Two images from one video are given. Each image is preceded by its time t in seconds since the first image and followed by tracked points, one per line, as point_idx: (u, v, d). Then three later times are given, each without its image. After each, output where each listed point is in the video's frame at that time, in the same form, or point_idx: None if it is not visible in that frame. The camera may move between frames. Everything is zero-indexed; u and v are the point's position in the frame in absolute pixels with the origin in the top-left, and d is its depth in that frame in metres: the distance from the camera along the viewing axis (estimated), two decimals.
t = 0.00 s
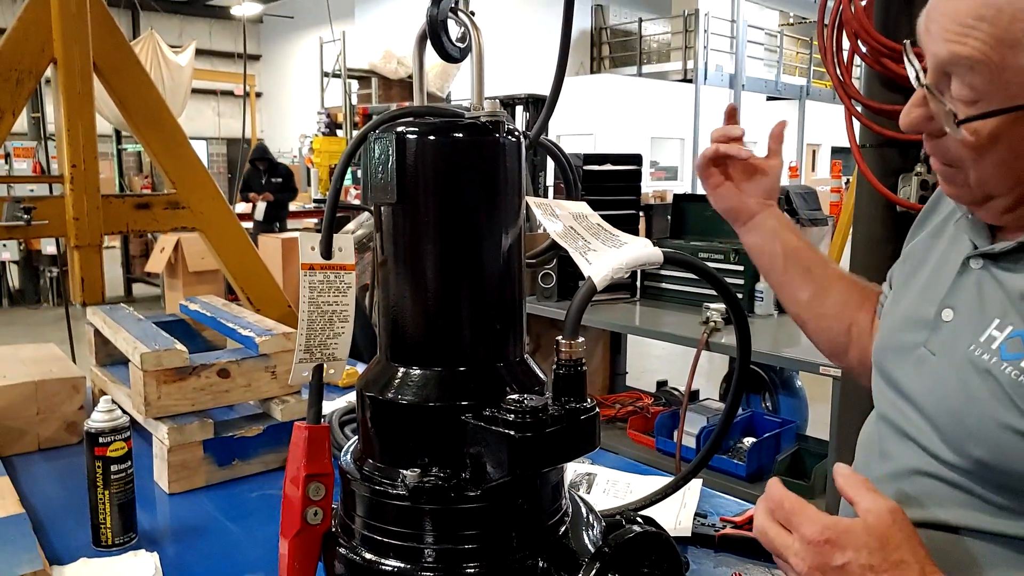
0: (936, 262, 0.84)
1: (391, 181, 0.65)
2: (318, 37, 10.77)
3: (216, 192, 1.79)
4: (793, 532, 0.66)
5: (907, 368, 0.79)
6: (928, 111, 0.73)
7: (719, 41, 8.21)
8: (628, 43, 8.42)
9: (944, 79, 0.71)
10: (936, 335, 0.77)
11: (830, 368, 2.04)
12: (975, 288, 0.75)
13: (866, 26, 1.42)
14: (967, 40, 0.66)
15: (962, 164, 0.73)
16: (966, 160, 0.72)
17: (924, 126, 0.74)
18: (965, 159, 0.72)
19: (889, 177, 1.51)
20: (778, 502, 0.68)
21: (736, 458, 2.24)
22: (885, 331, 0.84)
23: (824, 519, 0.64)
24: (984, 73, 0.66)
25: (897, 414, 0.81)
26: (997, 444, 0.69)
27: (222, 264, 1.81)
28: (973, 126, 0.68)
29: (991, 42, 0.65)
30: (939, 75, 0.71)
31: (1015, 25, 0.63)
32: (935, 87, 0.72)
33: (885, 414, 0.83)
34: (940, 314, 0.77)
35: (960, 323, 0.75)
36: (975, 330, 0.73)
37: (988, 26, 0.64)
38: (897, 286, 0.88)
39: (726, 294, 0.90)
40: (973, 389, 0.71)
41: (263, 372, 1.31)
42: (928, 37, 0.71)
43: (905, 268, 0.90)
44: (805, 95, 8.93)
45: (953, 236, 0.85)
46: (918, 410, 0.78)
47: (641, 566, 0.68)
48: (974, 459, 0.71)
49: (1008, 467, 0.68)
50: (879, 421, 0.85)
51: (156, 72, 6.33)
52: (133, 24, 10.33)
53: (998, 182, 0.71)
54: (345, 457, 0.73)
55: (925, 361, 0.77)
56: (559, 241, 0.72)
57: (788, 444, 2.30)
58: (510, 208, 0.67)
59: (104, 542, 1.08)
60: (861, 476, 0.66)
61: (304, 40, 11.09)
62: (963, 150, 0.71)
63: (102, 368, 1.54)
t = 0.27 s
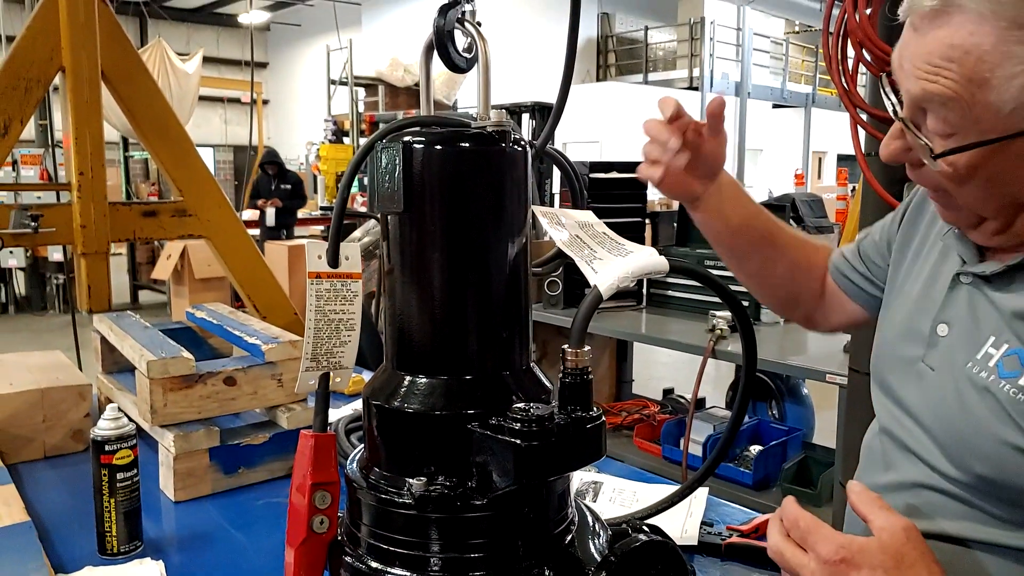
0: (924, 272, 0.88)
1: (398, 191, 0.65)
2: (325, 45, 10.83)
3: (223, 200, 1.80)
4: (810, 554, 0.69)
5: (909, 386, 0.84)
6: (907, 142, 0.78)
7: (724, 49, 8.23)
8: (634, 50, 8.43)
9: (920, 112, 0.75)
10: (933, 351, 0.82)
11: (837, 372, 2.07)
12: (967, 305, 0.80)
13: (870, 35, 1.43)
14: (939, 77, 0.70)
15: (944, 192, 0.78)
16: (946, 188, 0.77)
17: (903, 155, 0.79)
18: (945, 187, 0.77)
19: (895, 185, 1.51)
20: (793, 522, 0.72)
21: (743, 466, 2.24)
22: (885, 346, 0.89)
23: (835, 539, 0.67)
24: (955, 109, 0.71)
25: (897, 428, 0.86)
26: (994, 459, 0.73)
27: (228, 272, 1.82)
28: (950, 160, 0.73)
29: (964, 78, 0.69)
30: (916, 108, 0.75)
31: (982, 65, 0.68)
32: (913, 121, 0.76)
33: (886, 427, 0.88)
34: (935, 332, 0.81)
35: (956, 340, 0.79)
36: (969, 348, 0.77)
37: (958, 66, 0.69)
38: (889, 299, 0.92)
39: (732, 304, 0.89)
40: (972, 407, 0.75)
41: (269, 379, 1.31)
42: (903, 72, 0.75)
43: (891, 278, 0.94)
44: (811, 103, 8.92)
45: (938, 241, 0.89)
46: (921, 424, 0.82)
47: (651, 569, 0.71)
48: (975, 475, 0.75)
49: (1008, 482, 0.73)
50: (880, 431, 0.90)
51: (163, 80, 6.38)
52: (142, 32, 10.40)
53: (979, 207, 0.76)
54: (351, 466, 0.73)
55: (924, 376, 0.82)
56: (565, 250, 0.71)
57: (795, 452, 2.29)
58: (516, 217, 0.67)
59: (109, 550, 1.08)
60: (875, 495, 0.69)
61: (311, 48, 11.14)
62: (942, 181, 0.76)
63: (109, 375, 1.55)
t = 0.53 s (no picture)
0: (922, 289, 0.91)
1: (405, 196, 0.65)
2: (329, 53, 10.87)
3: (227, 206, 1.80)
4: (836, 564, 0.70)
5: (918, 403, 0.86)
6: (893, 159, 0.79)
7: (727, 56, 8.24)
8: (637, 58, 8.45)
9: (902, 129, 0.76)
10: (937, 364, 0.84)
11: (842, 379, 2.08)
12: (968, 318, 0.82)
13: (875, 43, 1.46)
14: (920, 96, 0.71)
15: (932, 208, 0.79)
16: (933, 204, 0.78)
17: (889, 173, 0.80)
18: (932, 204, 0.78)
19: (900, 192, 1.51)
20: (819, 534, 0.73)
21: (747, 473, 2.23)
22: (893, 366, 0.91)
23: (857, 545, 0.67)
24: (939, 127, 0.72)
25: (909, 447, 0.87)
26: (1005, 468, 0.74)
27: (232, 278, 1.82)
28: (935, 175, 0.75)
29: (945, 96, 0.70)
30: (898, 127, 0.77)
31: (962, 82, 0.69)
32: (895, 138, 0.77)
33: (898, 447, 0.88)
34: (939, 345, 0.84)
35: (961, 353, 0.81)
36: (974, 359, 0.79)
37: (938, 84, 0.70)
38: (888, 321, 0.95)
39: (739, 309, 0.89)
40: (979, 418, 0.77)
41: (273, 387, 1.31)
42: (882, 92, 0.76)
43: (890, 294, 0.96)
44: (814, 110, 8.94)
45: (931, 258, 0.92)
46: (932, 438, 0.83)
47: None
48: (992, 487, 0.76)
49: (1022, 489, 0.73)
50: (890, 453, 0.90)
51: (167, 87, 6.41)
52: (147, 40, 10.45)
53: (966, 220, 0.78)
54: (356, 472, 0.73)
55: (932, 390, 0.83)
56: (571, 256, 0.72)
57: (799, 459, 2.29)
58: (522, 222, 0.67)
59: (113, 557, 1.07)
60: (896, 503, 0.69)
61: (315, 56, 11.19)
62: (929, 197, 0.77)
63: (113, 381, 1.54)
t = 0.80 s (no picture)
0: (929, 277, 0.93)
1: (408, 201, 0.65)
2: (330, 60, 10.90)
3: (229, 212, 1.80)
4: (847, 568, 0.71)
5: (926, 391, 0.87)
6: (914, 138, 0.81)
7: (728, 63, 8.26)
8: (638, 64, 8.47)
9: (924, 103, 0.78)
10: (946, 353, 0.86)
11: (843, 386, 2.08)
12: (979, 305, 0.85)
13: (876, 49, 1.50)
14: (944, 64, 0.73)
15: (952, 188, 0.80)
16: (956, 181, 0.79)
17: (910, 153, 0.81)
18: (953, 180, 0.79)
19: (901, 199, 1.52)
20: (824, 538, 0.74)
21: (749, 479, 2.23)
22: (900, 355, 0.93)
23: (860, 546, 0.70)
24: (962, 95, 0.73)
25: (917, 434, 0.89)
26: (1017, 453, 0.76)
27: (235, 285, 1.83)
28: (959, 146, 0.76)
29: (968, 62, 0.72)
30: (920, 101, 0.79)
31: (985, 47, 0.71)
32: (916, 116, 0.79)
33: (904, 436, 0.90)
34: (949, 332, 0.86)
35: (971, 341, 0.84)
36: (986, 348, 0.82)
37: (961, 50, 0.72)
38: (892, 310, 0.97)
39: (742, 316, 0.89)
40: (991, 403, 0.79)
41: (275, 392, 1.31)
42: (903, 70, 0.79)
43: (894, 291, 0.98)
44: (814, 116, 8.96)
45: (939, 249, 0.94)
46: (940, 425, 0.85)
47: None
48: (1002, 474, 0.78)
49: None
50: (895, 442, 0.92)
51: (169, 94, 6.43)
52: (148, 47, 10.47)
53: (987, 200, 0.78)
54: (359, 478, 0.73)
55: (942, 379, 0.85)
56: (574, 261, 0.71)
57: (801, 464, 2.28)
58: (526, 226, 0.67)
59: (115, 564, 1.07)
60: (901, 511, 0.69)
61: (316, 63, 11.22)
62: (951, 173, 0.78)
63: (114, 388, 1.54)
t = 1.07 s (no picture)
0: (956, 293, 0.97)
1: (407, 206, 0.65)
2: (330, 66, 10.92)
3: (228, 218, 1.80)
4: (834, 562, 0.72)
5: (928, 393, 0.91)
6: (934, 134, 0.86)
7: (727, 69, 8.28)
8: (637, 70, 8.49)
9: (940, 100, 0.83)
10: (953, 356, 0.90)
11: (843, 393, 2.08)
12: (989, 313, 0.88)
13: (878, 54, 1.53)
14: (957, 58, 0.77)
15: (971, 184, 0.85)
16: (970, 180, 0.84)
17: (932, 149, 0.87)
18: (970, 177, 0.84)
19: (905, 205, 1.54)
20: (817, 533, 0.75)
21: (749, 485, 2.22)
22: (909, 359, 0.97)
23: (753, 477, 0.70)
24: (974, 87, 0.77)
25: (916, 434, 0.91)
26: (999, 447, 0.78)
27: (234, 291, 1.82)
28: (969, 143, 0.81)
29: (981, 55, 0.76)
30: (937, 98, 0.83)
31: (997, 39, 0.75)
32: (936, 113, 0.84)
33: (904, 437, 0.93)
34: (958, 336, 0.90)
35: (974, 344, 0.87)
36: (984, 348, 0.85)
37: (974, 43, 0.76)
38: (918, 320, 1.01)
39: (743, 322, 0.88)
40: (980, 398, 0.81)
41: (274, 399, 1.30)
42: (924, 67, 0.84)
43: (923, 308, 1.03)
44: (813, 123, 8.97)
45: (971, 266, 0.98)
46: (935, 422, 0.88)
47: None
48: (983, 470, 0.80)
49: (1012, 472, 0.77)
50: (895, 445, 0.95)
51: (169, 99, 6.43)
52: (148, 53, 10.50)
53: (1000, 197, 0.83)
54: (357, 484, 0.72)
55: (944, 379, 0.89)
56: (575, 267, 0.71)
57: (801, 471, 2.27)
58: (526, 232, 0.67)
59: (112, 570, 1.05)
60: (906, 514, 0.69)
61: (316, 69, 11.24)
62: (966, 171, 0.84)
63: (112, 394, 1.54)
